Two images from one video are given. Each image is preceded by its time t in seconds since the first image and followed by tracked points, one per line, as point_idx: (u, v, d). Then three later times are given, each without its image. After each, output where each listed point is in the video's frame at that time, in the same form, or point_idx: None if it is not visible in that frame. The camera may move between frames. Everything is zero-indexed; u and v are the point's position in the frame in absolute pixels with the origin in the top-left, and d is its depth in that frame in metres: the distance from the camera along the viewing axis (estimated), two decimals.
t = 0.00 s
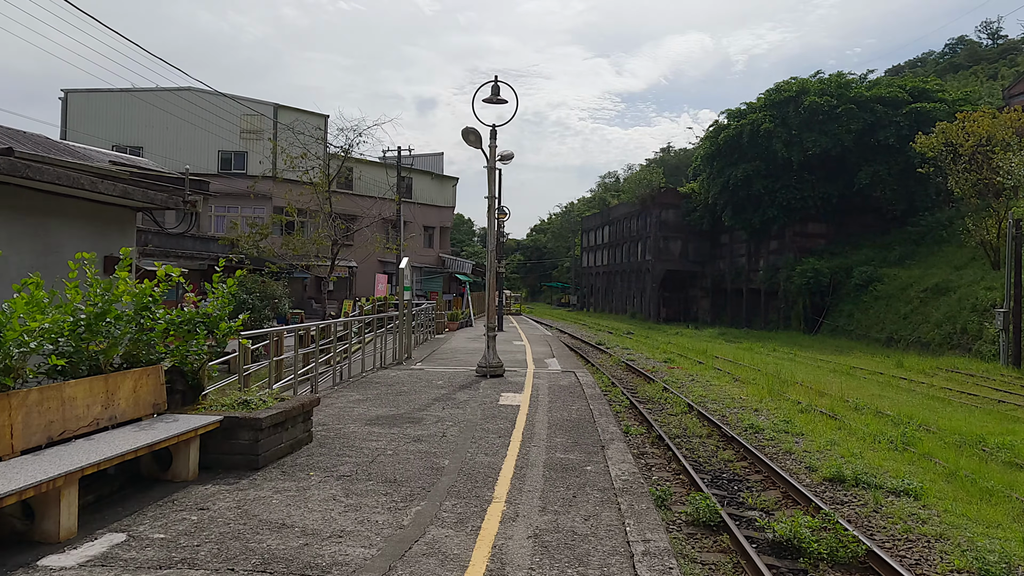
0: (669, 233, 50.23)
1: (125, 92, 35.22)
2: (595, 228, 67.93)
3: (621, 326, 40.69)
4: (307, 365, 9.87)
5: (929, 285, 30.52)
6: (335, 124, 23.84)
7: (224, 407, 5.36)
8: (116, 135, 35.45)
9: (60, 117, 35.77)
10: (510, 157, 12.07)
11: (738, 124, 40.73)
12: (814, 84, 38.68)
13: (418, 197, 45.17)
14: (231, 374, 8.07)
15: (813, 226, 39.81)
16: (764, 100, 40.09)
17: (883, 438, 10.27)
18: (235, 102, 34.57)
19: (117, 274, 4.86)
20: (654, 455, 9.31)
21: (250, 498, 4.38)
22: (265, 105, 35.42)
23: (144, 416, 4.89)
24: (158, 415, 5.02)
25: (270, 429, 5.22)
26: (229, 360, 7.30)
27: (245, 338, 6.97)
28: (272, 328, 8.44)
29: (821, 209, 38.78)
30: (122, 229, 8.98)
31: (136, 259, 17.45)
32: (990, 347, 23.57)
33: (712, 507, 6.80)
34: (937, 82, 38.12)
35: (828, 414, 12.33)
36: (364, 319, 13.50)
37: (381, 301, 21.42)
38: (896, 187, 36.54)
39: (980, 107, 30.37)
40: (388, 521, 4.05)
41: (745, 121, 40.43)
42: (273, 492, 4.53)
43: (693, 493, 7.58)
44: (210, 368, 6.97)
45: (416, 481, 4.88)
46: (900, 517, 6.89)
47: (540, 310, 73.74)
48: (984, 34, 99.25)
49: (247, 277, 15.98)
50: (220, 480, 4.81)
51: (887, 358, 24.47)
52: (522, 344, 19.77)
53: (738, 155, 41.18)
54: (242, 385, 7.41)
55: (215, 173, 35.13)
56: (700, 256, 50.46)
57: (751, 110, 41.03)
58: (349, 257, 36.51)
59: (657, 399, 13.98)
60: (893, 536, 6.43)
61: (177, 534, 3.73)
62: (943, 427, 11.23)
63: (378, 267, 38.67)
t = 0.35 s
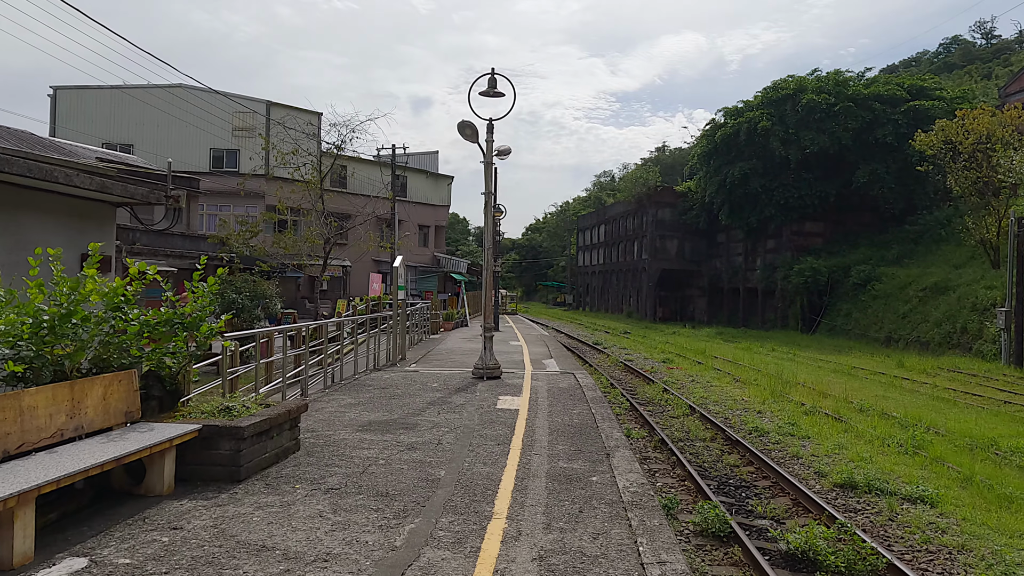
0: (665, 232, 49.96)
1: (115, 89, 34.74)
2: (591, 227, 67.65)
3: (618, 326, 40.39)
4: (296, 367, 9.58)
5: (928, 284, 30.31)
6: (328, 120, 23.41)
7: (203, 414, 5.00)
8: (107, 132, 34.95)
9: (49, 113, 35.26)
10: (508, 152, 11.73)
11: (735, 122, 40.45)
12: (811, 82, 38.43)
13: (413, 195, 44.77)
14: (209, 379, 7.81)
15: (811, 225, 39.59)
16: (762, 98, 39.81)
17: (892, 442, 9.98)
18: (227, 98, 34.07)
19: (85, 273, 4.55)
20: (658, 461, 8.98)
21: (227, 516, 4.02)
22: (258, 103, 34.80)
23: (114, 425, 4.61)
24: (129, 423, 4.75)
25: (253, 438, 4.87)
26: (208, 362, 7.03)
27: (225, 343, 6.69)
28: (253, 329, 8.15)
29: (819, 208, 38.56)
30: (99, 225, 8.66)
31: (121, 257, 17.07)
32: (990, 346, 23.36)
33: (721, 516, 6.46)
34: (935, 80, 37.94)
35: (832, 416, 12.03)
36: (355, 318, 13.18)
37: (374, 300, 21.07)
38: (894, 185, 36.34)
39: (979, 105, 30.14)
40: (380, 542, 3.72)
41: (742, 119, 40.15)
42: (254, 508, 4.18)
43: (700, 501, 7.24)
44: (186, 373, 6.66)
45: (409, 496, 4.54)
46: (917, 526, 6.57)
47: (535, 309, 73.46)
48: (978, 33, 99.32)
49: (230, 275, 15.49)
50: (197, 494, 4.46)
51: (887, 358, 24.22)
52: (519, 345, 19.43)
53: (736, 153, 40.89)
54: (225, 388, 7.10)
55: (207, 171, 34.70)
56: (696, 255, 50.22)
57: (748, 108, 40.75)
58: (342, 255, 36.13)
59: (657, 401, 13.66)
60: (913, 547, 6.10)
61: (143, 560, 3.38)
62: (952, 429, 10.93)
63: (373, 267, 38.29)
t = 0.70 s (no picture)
0: (663, 231, 49.66)
1: (107, 86, 34.28)
2: (588, 226, 67.37)
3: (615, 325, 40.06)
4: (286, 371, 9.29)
5: (929, 283, 30.06)
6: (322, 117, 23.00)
7: (180, 427, 4.65)
8: (98, 130, 34.49)
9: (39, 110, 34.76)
10: (506, 148, 11.37)
11: (734, 120, 40.10)
12: (810, 79, 38.07)
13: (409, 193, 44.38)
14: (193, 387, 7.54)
15: (810, 223, 39.35)
16: (761, 96, 39.47)
17: (902, 448, 9.68)
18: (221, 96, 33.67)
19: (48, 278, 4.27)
20: (663, 468, 8.65)
21: (203, 542, 3.68)
22: (252, 100, 34.38)
23: (81, 440, 4.36)
24: (98, 437, 4.50)
25: (234, 452, 4.52)
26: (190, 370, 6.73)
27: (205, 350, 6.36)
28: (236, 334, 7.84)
29: (818, 207, 38.28)
30: (76, 223, 8.34)
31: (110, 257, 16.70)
32: (993, 346, 23.12)
33: (732, 530, 6.12)
34: (935, 78, 37.66)
35: (839, 420, 11.74)
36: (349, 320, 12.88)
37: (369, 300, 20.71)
38: (893, 183, 36.07)
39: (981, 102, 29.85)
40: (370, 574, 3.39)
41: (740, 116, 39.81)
42: (233, 533, 3.83)
43: (709, 513, 6.91)
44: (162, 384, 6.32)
45: (403, 517, 4.21)
46: (938, 540, 6.25)
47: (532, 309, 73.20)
48: (975, 31, 99.16)
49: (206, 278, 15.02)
50: (173, 515, 4.11)
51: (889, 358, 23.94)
52: (518, 346, 19.09)
53: (734, 151, 40.53)
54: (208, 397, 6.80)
55: (201, 169, 34.32)
56: (694, 254, 49.95)
57: (747, 105, 40.39)
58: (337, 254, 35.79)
59: (659, 403, 13.34)
60: (937, 564, 5.77)
61: None
62: (962, 433, 10.63)
63: (368, 266, 37.95)
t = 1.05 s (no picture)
0: (660, 229, 49.38)
1: (97, 81, 33.81)
2: (584, 225, 67.09)
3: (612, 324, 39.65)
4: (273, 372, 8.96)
5: (929, 282, 29.81)
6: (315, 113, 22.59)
7: (148, 434, 4.27)
8: (88, 126, 34.01)
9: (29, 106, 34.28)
10: (502, 141, 11.00)
11: (731, 117, 39.76)
12: (809, 76, 37.76)
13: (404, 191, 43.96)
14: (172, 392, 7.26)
15: (808, 222, 39.10)
16: (759, 93, 39.12)
17: (912, 451, 9.35)
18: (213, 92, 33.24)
19: None
20: (665, 473, 8.33)
21: (164, 567, 3.33)
22: (245, 96, 33.93)
23: (37, 448, 4.08)
24: (55, 446, 4.21)
25: (206, 462, 4.15)
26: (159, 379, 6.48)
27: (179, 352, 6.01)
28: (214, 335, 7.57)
29: (817, 205, 38.01)
30: (46, 217, 7.98)
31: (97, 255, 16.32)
32: (994, 345, 22.87)
33: (740, 539, 5.78)
34: (934, 75, 37.41)
35: (844, 421, 11.42)
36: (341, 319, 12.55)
37: (363, 298, 20.31)
38: (893, 181, 35.82)
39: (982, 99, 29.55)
40: None
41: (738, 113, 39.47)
42: (200, 555, 3.48)
43: (716, 522, 6.56)
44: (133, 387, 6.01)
45: (389, 534, 3.87)
46: (958, 551, 5.92)
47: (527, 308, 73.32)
48: (970, 31, 99.21)
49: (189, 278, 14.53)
50: (135, 533, 3.75)
51: (890, 358, 23.66)
52: (514, 345, 18.73)
53: (732, 148, 40.20)
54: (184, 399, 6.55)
55: (193, 166, 33.87)
56: (691, 252, 49.68)
57: (745, 102, 40.03)
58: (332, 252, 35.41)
59: (658, 404, 13.01)
60: None
61: None
62: (972, 436, 10.32)
63: (363, 264, 37.57)
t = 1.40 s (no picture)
0: (658, 227, 49.07)
1: (89, 78, 33.36)
2: (582, 223, 66.79)
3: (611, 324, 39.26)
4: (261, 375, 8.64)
5: (930, 280, 29.52)
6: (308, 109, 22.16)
7: (116, 447, 3.93)
8: (80, 123, 33.55)
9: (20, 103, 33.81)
10: (500, 136, 10.64)
11: (730, 115, 39.42)
12: (808, 74, 37.47)
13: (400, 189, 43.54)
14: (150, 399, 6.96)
15: (807, 220, 38.82)
16: (758, 90, 38.77)
17: (927, 456, 9.00)
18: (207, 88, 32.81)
19: None
20: (670, 481, 8.00)
21: None
22: (239, 93, 33.50)
23: None
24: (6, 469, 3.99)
25: (177, 480, 3.83)
26: (132, 387, 6.23)
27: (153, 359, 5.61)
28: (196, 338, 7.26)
29: (816, 203, 37.70)
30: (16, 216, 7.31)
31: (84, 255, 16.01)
32: (997, 345, 22.57)
33: (754, 555, 5.42)
34: (935, 73, 37.14)
35: (852, 425, 11.10)
36: (334, 319, 12.19)
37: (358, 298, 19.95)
38: (893, 180, 35.53)
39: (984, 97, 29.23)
40: None
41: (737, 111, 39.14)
42: None
43: (728, 535, 6.20)
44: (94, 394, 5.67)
45: (378, 562, 3.57)
46: (986, 567, 5.57)
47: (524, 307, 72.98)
48: (967, 30, 99.12)
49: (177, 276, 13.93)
50: (96, 561, 3.47)
51: (892, 358, 23.34)
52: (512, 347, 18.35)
53: (731, 147, 39.89)
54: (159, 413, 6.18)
55: (186, 164, 33.44)
56: (690, 251, 49.38)
57: (744, 100, 39.69)
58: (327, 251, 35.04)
59: (660, 407, 12.67)
60: None
61: None
62: (986, 440, 9.99)
63: (358, 263, 37.17)
